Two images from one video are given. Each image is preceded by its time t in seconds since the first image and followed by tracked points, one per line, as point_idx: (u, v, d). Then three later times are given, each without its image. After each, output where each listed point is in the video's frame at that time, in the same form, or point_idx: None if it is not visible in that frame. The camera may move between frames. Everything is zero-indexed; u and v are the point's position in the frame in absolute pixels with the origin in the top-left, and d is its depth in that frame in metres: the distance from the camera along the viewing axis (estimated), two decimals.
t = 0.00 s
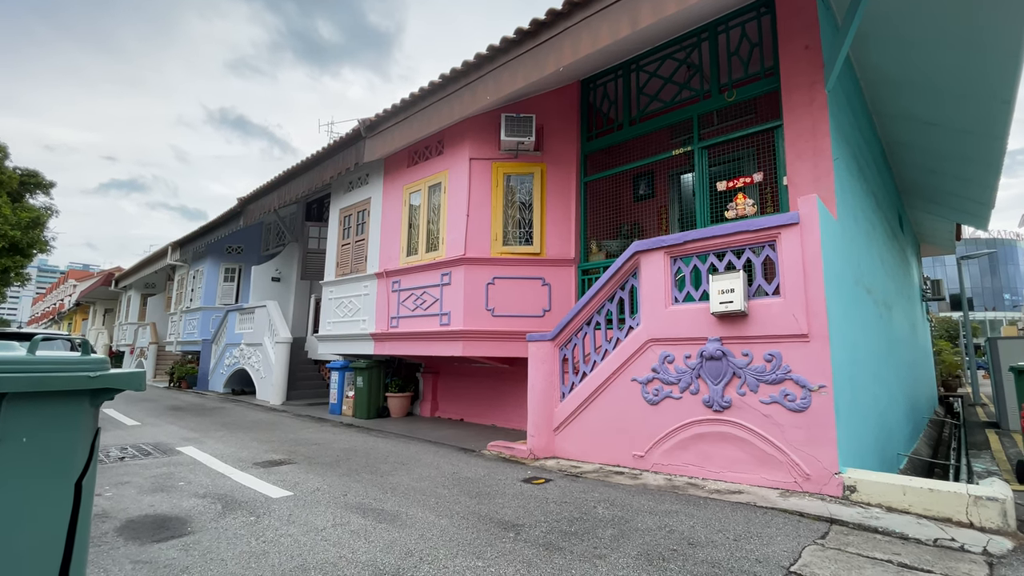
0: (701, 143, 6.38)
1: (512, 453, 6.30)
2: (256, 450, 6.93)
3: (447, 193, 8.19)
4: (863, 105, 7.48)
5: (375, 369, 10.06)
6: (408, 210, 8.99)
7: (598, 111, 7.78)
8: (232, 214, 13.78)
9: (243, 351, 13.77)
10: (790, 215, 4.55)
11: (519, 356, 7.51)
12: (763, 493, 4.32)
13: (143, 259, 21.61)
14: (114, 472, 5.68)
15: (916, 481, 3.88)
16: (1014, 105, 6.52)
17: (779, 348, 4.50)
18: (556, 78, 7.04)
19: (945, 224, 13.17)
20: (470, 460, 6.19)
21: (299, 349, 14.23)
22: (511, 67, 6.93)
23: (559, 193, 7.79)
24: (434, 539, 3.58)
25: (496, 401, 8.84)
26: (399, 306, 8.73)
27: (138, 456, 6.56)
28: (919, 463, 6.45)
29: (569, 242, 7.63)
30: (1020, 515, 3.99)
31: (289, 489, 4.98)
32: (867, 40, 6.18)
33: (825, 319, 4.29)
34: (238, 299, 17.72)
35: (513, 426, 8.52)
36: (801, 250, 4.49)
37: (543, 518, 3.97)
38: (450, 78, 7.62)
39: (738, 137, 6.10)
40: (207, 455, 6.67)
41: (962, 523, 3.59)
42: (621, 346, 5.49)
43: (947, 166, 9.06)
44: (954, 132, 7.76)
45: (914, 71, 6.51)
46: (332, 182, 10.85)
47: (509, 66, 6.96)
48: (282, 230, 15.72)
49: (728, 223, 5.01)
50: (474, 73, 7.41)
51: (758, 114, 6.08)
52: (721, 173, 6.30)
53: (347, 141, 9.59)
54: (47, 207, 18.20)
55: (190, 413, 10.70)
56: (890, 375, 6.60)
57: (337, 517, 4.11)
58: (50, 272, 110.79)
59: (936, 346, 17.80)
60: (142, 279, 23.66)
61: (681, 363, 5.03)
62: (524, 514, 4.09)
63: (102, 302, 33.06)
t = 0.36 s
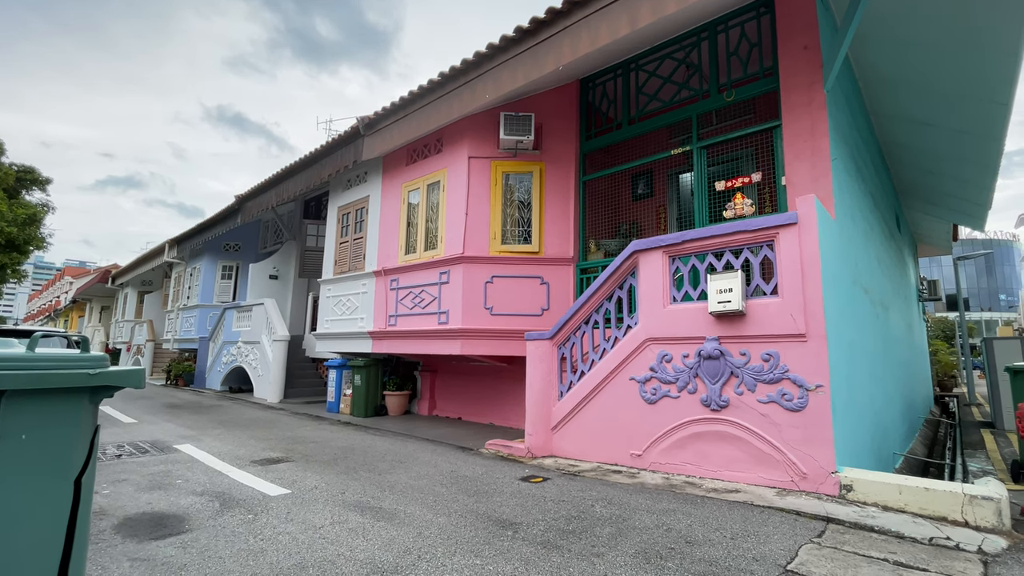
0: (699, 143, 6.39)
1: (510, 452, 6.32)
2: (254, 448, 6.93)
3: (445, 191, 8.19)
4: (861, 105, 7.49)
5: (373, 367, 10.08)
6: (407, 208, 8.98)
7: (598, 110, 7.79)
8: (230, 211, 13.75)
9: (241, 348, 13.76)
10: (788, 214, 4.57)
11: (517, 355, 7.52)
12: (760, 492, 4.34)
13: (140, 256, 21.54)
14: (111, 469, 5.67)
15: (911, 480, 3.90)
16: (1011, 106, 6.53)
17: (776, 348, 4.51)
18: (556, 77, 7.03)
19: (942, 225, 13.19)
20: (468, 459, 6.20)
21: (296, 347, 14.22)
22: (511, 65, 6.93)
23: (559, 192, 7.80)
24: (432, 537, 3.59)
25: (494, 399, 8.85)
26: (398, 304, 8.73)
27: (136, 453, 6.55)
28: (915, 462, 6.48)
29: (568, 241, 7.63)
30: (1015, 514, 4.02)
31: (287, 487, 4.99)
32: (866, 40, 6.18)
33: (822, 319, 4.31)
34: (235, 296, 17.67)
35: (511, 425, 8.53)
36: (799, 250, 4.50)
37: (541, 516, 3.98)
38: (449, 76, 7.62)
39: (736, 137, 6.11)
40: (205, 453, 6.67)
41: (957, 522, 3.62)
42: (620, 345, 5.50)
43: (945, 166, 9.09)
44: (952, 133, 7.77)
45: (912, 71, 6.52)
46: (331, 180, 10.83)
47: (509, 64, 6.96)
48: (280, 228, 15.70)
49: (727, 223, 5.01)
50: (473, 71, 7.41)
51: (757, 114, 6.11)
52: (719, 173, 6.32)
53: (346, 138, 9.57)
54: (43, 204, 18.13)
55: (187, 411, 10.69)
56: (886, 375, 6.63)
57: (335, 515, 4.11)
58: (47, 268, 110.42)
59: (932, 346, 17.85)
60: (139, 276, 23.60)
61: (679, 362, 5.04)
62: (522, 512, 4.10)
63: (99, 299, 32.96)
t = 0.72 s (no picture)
0: (697, 143, 6.40)
1: (507, 450, 6.32)
2: (249, 446, 6.91)
3: (443, 189, 8.18)
4: (858, 106, 7.52)
5: (369, 365, 10.07)
6: (404, 206, 8.96)
7: (595, 109, 7.80)
8: (226, 209, 13.68)
9: (236, 346, 13.72)
10: (785, 214, 4.58)
11: (514, 353, 7.53)
12: (756, 491, 4.36)
13: (136, 254, 21.45)
14: (106, 468, 5.65)
15: (905, 479, 3.93)
16: (1005, 108, 6.57)
17: (772, 347, 4.53)
18: (553, 75, 7.02)
19: (937, 225, 13.25)
20: (465, 457, 6.20)
21: (292, 345, 14.19)
22: (509, 64, 6.92)
23: (556, 191, 7.76)
24: (429, 535, 3.59)
25: (491, 398, 8.86)
26: (395, 303, 8.72)
27: (130, 451, 6.53)
28: (908, 461, 6.52)
29: (565, 240, 7.61)
30: (1007, 512, 4.05)
31: (284, 485, 4.98)
32: (863, 41, 6.20)
33: (818, 319, 4.33)
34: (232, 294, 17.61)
35: (508, 423, 8.54)
36: (795, 250, 4.51)
37: (538, 515, 3.98)
38: (447, 74, 7.60)
39: (734, 137, 6.12)
40: (200, 451, 6.65)
41: (950, 520, 3.64)
42: (617, 343, 5.51)
43: (940, 167, 9.13)
44: (947, 134, 7.80)
45: (907, 73, 6.55)
46: (328, 177, 10.80)
47: (507, 63, 6.95)
48: (277, 225, 15.62)
49: (723, 223, 5.02)
50: (471, 70, 7.40)
51: (754, 114, 6.13)
52: (717, 172, 6.34)
53: (343, 136, 9.54)
54: (38, 200, 18.02)
55: (183, 409, 10.66)
56: (881, 375, 6.66)
57: (331, 514, 4.11)
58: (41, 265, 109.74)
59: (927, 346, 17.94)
60: (134, 273, 23.49)
61: (676, 361, 5.06)
62: (519, 510, 4.11)
63: (93, 297, 32.78)
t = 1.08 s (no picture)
0: (693, 142, 6.41)
1: (502, 448, 6.32)
2: (243, 444, 6.87)
3: (438, 186, 8.16)
4: (852, 106, 7.55)
5: (364, 363, 10.04)
6: (399, 204, 8.93)
7: (591, 108, 7.80)
8: (219, 205, 13.58)
9: (230, 344, 13.65)
10: (779, 213, 4.60)
11: (508, 351, 7.52)
12: (749, 488, 4.38)
13: (128, 250, 21.29)
14: (97, 465, 5.60)
15: (897, 476, 3.96)
16: (997, 108, 6.61)
17: (766, 345, 4.55)
18: (550, 73, 7.01)
19: (929, 225, 13.35)
20: (459, 455, 6.19)
21: (286, 342, 14.13)
22: (505, 61, 6.90)
23: (552, 189, 7.76)
24: (423, 532, 3.58)
25: (486, 396, 8.85)
26: (389, 300, 8.69)
27: (122, 449, 6.48)
28: (900, 459, 6.57)
29: (561, 238, 7.63)
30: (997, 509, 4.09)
31: (277, 483, 4.95)
32: (858, 42, 6.23)
33: (812, 318, 4.35)
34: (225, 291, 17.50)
35: (502, 421, 8.54)
36: (789, 249, 4.53)
37: (532, 512, 3.99)
38: (443, 71, 7.58)
39: (729, 136, 6.14)
40: (193, 449, 6.61)
41: (941, 517, 3.67)
42: (612, 342, 5.52)
43: (932, 168, 9.19)
44: (940, 135, 7.86)
45: (901, 73, 6.58)
46: (322, 174, 10.75)
47: (503, 60, 6.93)
48: (271, 223, 15.54)
49: (718, 221, 5.03)
50: (467, 67, 7.38)
51: (749, 113, 6.15)
52: (712, 172, 6.35)
53: (338, 133, 9.50)
54: (29, 196, 17.87)
55: (175, 407, 10.59)
56: (873, 374, 6.70)
57: (325, 511, 4.10)
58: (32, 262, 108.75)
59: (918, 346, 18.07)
60: (126, 270, 23.33)
61: (670, 359, 5.07)
62: (513, 508, 4.10)
63: (85, 294, 32.51)
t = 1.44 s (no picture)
0: (685, 140, 6.43)
1: (494, 445, 6.32)
2: (232, 442, 6.82)
3: (431, 183, 8.12)
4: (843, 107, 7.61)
5: (356, 361, 10.00)
6: (391, 200, 8.89)
7: (584, 106, 7.81)
8: (209, 201, 13.46)
9: (220, 341, 13.54)
10: (770, 212, 4.62)
11: (501, 349, 7.52)
12: (738, 484, 4.41)
13: (116, 247, 21.06)
14: (83, 464, 5.53)
15: (884, 473, 4.00)
16: (984, 109, 6.69)
17: (756, 343, 4.58)
18: (543, 70, 7.00)
19: (916, 225, 13.52)
20: (451, 453, 6.18)
21: (277, 340, 14.04)
22: (498, 58, 6.88)
23: (545, 186, 7.78)
24: (414, 530, 3.57)
25: (478, 394, 8.85)
26: (381, 298, 8.66)
27: (109, 447, 6.41)
28: (887, 455, 6.65)
29: (553, 236, 7.65)
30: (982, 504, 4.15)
31: (267, 481, 4.92)
32: (849, 42, 6.27)
33: (801, 316, 4.38)
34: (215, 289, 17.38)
35: (494, 419, 8.54)
36: (780, 247, 4.56)
37: (523, 509, 3.99)
38: (436, 67, 7.54)
39: (721, 135, 6.16)
40: (182, 447, 6.55)
41: (927, 512, 3.72)
42: (604, 339, 5.52)
43: (920, 168, 9.29)
44: (929, 136, 7.94)
45: (891, 74, 6.63)
46: (314, 170, 10.68)
47: (496, 56, 6.90)
48: (261, 219, 15.43)
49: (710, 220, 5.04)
50: (460, 63, 7.35)
51: (741, 112, 6.17)
52: (704, 170, 6.37)
53: (330, 128, 9.44)
54: (14, 190, 17.60)
55: (164, 405, 10.49)
56: (862, 371, 6.77)
57: (315, 509, 4.07)
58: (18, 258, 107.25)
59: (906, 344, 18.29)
60: (114, 267, 23.09)
61: (661, 357, 5.09)
62: (505, 505, 4.10)
63: (72, 291, 32.13)
